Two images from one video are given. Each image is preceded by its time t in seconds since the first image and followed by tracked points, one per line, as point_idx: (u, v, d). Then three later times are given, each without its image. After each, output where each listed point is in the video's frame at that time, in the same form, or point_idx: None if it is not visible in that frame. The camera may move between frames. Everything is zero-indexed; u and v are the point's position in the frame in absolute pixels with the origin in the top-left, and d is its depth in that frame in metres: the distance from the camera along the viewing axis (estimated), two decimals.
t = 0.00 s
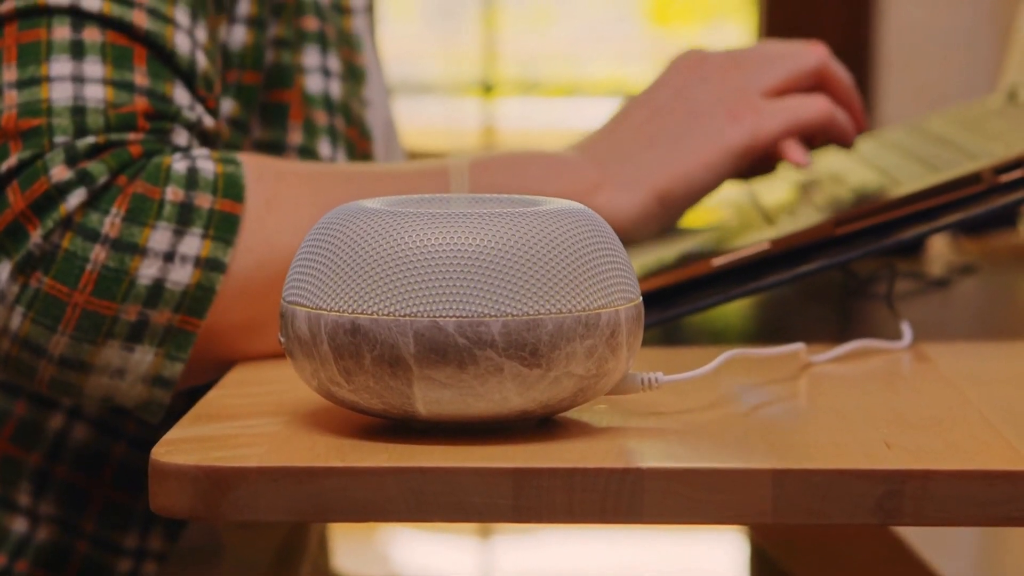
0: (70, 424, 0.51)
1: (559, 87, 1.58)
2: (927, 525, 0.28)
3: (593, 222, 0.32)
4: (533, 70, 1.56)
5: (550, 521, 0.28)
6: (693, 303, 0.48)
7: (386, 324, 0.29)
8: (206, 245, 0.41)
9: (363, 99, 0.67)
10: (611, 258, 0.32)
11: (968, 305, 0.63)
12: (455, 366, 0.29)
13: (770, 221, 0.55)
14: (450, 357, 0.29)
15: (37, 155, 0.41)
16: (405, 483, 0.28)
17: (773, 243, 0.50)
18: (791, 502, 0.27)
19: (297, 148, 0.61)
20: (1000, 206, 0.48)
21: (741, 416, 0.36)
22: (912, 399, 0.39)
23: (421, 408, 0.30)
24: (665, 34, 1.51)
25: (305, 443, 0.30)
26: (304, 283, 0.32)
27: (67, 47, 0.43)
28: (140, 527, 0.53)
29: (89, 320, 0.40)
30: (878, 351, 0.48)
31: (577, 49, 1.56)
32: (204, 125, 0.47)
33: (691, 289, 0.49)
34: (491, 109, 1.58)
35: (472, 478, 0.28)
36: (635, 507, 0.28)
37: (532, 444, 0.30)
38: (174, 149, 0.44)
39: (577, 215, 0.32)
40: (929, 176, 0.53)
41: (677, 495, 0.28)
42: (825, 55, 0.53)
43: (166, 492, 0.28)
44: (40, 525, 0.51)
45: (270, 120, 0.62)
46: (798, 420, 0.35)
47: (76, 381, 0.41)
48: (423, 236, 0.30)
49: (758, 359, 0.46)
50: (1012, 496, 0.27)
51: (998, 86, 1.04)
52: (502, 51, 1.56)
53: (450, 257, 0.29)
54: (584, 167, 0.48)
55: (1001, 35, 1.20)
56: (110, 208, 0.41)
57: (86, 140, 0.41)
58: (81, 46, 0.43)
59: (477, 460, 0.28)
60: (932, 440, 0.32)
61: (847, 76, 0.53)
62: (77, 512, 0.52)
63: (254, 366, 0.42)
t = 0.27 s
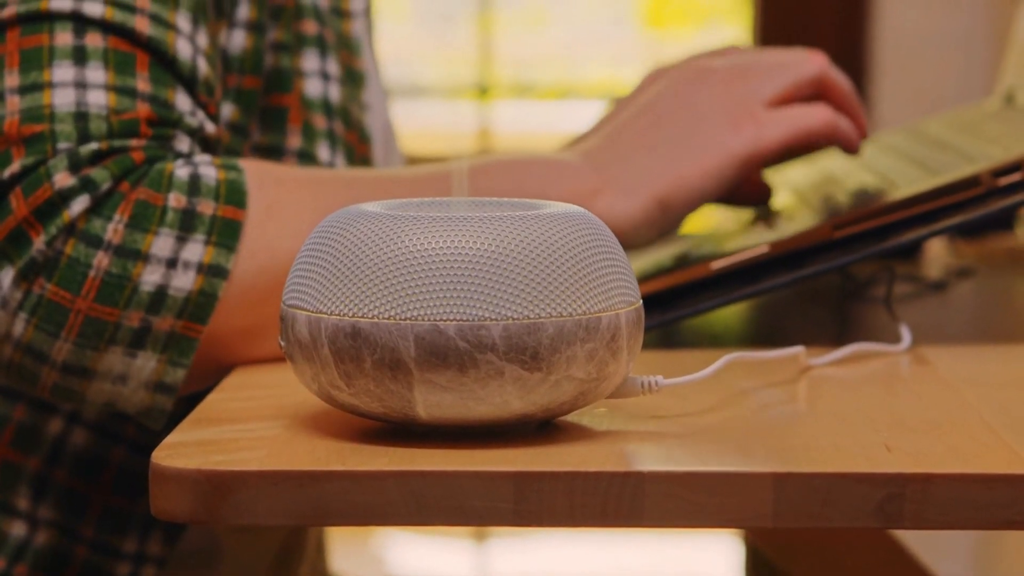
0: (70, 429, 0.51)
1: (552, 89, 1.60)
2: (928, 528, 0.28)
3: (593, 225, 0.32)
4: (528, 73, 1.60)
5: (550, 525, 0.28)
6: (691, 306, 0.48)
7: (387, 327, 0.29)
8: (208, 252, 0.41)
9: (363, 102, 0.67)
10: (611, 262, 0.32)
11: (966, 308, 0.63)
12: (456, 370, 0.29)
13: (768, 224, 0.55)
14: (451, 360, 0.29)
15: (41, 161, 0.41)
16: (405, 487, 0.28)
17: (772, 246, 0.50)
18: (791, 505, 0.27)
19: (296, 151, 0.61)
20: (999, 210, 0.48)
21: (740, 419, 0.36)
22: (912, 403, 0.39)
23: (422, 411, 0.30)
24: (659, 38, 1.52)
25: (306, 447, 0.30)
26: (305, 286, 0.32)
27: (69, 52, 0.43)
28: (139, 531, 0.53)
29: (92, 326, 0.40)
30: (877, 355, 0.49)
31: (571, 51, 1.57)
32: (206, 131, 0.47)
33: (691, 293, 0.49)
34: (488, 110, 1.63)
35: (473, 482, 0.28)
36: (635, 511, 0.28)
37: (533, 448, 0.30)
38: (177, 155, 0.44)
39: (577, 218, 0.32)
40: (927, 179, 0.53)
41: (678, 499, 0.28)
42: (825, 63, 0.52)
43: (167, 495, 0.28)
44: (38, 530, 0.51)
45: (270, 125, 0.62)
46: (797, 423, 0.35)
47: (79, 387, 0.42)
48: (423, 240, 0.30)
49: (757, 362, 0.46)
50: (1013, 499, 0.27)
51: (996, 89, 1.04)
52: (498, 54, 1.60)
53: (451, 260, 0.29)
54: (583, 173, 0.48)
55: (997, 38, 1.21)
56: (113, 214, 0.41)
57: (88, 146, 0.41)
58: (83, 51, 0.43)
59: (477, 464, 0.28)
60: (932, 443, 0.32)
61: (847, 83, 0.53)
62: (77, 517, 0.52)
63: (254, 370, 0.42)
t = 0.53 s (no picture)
0: (68, 433, 0.51)
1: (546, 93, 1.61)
2: (930, 531, 0.28)
3: (594, 228, 0.32)
4: (524, 76, 1.60)
5: (552, 528, 0.28)
6: (691, 309, 0.49)
7: (388, 331, 0.29)
8: (204, 256, 0.41)
9: (363, 105, 0.67)
10: (612, 265, 0.32)
11: (966, 311, 0.63)
12: (457, 373, 0.29)
13: (767, 228, 0.55)
14: (452, 364, 0.29)
15: (37, 166, 0.41)
16: (407, 490, 0.28)
17: (772, 248, 0.50)
18: (793, 508, 0.27)
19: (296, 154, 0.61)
20: (997, 212, 0.48)
21: (739, 422, 0.36)
22: (912, 406, 0.39)
23: (423, 415, 0.30)
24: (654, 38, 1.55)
25: (307, 450, 0.30)
26: (306, 289, 0.32)
27: (66, 57, 0.43)
28: (139, 535, 0.53)
29: (87, 331, 0.40)
30: (877, 358, 0.49)
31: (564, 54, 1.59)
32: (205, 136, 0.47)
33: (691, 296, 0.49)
34: (483, 112, 1.64)
35: (475, 485, 0.28)
36: (636, 513, 0.28)
37: (534, 451, 0.30)
38: (174, 160, 0.44)
39: (578, 221, 0.32)
40: (927, 181, 0.54)
41: (680, 502, 0.28)
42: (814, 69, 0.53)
43: (168, 499, 0.28)
44: (38, 533, 0.51)
45: (269, 128, 0.62)
46: (796, 426, 0.35)
47: (75, 392, 0.42)
48: (424, 243, 0.30)
49: (758, 365, 0.46)
50: (1014, 502, 0.27)
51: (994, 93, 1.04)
52: (494, 58, 1.60)
53: (452, 263, 0.29)
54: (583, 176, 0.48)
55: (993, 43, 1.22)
56: (109, 218, 0.41)
57: (85, 150, 0.41)
58: (80, 56, 0.43)
59: (479, 467, 0.28)
60: (933, 446, 0.32)
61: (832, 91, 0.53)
62: (76, 521, 0.52)
63: (254, 373, 0.42)
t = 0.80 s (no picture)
0: (68, 436, 0.51)
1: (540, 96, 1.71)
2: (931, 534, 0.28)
3: (595, 231, 0.32)
4: (517, 80, 1.70)
5: (554, 532, 0.28)
6: (688, 313, 0.49)
7: (390, 334, 0.29)
8: (205, 261, 0.41)
9: (362, 109, 0.67)
10: (613, 268, 0.32)
11: (966, 314, 0.63)
12: (459, 376, 0.29)
13: (768, 231, 0.55)
14: (454, 367, 0.29)
15: (37, 172, 0.41)
16: (409, 494, 0.28)
17: (771, 252, 0.50)
18: (794, 511, 0.27)
19: (296, 159, 0.61)
20: (997, 216, 0.48)
21: (740, 425, 0.36)
22: (912, 409, 0.39)
23: (424, 418, 0.30)
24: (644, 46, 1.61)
25: (309, 454, 0.30)
26: (307, 293, 0.32)
27: (66, 63, 0.43)
28: (138, 540, 0.52)
29: (88, 337, 0.40)
30: (876, 361, 0.49)
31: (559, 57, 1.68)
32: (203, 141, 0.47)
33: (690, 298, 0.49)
34: (478, 116, 1.74)
35: (477, 489, 0.28)
36: (638, 517, 0.28)
37: (536, 455, 0.30)
38: (173, 166, 0.44)
39: (579, 224, 0.32)
40: (926, 185, 0.54)
41: (681, 505, 0.28)
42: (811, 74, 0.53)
43: (169, 502, 0.28)
44: (37, 536, 0.51)
45: (269, 132, 0.61)
46: (795, 429, 0.35)
47: (76, 398, 0.42)
48: (426, 246, 0.30)
49: (757, 368, 0.46)
50: (1015, 505, 0.27)
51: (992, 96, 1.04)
52: (489, 61, 1.69)
53: (453, 267, 0.29)
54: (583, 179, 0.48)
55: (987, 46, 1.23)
56: (109, 224, 0.41)
57: (85, 157, 0.41)
58: (80, 62, 0.43)
59: (481, 471, 0.28)
60: (933, 449, 0.32)
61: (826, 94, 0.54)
62: (75, 524, 0.52)
63: (254, 376, 0.42)
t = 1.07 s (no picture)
0: (68, 439, 0.51)
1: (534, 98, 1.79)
2: (934, 536, 0.28)
3: (596, 234, 0.32)
4: (512, 83, 1.78)
5: (557, 534, 0.28)
6: (689, 316, 0.49)
7: (392, 337, 0.29)
8: (214, 265, 0.42)
9: (362, 112, 0.67)
10: (615, 271, 0.32)
11: (965, 316, 0.63)
12: (461, 380, 0.29)
13: (767, 234, 0.55)
14: (456, 370, 0.29)
15: (45, 177, 0.41)
16: (412, 497, 0.28)
17: (771, 255, 0.50)
18: (796, 515, 0.27)
19: (296, 161, 0.61)
20: (997, 219, 0.48)
21: (740, 428, 0.36)
22: (913, 411, 0.39)
23: (426, 421, 0.30)
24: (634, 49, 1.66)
25: (310, 457, 0.30)
26: (309, 296, 0.32)
27: (72, 68, 0.42)
28: (138, 543, 0.52)
29: (98, 341, 0.40)
30: (876, 363, 0.49)
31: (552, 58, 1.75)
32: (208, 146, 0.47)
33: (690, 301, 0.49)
34: (474, 120, 1.84)
35: (480, 492, 0.28)
36: (641, 520, 0.28)
37: (537, 458, 0.30)
38: (180, 170, 0.44)
39: (580, 227, 0.32)
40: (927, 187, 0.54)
41: (683, 508, 0.28)
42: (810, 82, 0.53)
43: (171, 506, 0.28)
44: (36, 539, 0.50)
45: (269, 134, 0.62)
46: (796, 432, 0.35)
47: (85, 402, 0.42)
48: (428, 249, 0.30)
49: (757, 371, 0.47)
50: (1017, 507, 0.27)
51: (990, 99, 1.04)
52: (485, 63, 1.78)
53: (455, 269, 0.29)
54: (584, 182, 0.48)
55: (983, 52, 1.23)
56: (118, 229, 0.40)
57: (93, 162, 0.41)
58: (86, 67, 0.42)
59: (483, 474, 0.28)
60: (935, 452, 0.32)
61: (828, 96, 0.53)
62: (73, 527, 0.52)
63: (255, 380, 0.42)
